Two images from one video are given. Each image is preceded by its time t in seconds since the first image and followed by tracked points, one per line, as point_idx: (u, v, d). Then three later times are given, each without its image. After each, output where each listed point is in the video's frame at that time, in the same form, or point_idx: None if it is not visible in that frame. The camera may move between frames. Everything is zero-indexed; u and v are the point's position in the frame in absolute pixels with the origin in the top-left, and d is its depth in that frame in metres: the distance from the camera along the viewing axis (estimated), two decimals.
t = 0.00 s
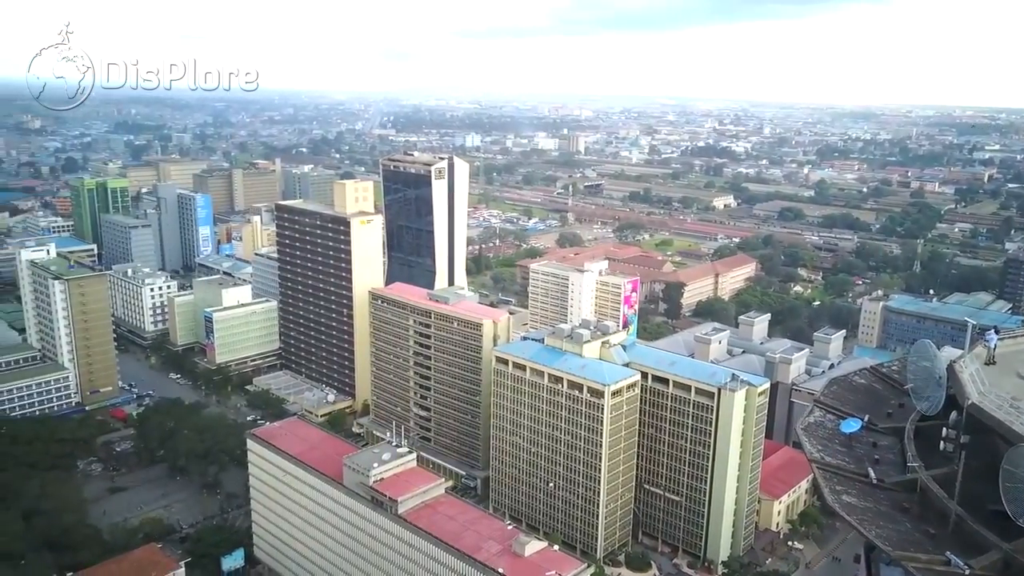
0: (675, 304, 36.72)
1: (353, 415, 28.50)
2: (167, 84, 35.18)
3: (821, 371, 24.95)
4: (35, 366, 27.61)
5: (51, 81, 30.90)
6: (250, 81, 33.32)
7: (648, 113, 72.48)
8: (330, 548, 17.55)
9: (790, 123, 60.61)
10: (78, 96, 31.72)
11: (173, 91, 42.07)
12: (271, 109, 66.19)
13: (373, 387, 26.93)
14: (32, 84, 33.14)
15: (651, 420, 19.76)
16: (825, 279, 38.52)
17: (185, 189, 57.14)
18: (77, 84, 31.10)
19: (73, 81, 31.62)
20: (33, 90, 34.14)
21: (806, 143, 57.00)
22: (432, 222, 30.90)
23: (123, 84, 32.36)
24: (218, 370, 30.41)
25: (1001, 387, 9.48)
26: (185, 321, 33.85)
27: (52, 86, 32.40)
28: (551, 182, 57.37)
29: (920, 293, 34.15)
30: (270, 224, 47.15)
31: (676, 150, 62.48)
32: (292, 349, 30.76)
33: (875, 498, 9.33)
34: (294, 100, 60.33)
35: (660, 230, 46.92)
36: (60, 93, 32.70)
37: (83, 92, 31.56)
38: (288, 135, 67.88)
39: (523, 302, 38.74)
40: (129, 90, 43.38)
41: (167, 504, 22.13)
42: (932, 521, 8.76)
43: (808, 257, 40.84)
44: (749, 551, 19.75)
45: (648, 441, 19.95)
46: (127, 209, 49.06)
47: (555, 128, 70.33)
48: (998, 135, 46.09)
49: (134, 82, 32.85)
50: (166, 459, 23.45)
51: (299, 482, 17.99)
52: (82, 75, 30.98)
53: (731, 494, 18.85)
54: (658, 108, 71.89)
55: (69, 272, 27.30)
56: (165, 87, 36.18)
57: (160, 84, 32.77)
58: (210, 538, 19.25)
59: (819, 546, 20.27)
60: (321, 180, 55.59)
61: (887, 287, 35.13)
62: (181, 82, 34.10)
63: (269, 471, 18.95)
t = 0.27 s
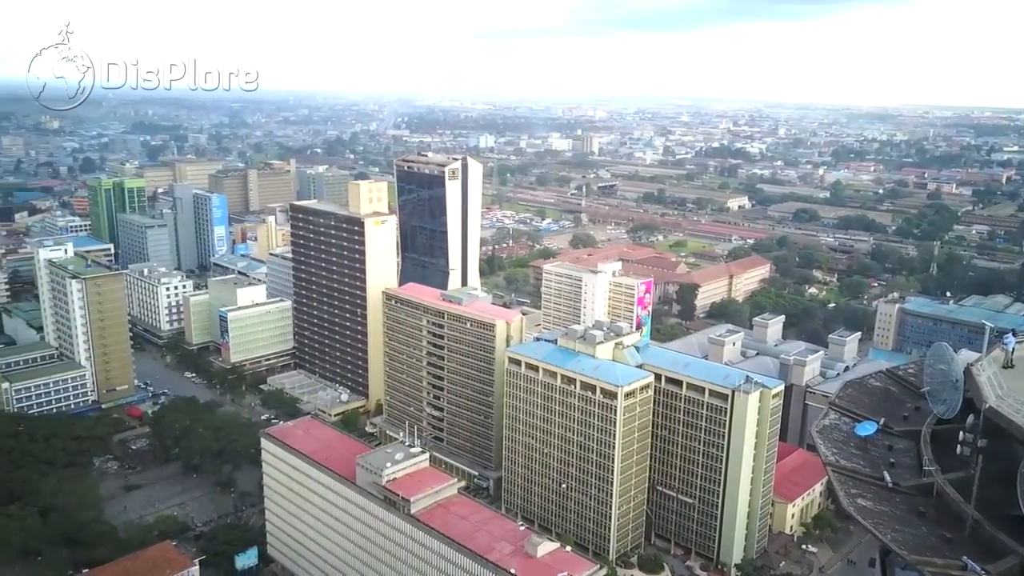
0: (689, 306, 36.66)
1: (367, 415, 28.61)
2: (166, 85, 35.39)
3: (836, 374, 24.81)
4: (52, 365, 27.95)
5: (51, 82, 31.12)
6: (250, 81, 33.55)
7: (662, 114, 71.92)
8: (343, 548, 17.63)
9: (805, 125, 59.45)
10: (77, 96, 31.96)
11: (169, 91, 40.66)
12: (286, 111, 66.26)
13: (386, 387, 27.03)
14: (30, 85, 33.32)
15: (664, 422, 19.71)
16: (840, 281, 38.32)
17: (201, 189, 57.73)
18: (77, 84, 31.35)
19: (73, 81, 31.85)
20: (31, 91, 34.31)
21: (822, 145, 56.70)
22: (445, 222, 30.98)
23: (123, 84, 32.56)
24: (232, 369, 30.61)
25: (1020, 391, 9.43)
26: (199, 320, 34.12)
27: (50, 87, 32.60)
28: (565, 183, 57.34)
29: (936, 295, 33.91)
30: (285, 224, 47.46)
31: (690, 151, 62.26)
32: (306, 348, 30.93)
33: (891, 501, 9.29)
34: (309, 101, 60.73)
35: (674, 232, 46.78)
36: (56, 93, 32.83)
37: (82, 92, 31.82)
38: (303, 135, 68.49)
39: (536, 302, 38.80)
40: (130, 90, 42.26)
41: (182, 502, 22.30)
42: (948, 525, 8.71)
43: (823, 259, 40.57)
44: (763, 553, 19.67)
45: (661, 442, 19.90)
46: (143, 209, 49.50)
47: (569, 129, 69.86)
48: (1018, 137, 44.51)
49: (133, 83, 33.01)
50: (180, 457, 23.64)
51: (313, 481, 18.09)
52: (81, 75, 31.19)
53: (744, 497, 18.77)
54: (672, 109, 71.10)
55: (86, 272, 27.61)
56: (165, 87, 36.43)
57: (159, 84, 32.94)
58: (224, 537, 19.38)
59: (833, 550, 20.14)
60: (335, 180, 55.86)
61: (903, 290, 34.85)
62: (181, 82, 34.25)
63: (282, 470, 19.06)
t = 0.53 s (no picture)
0: (705, 307, 36.57)
1: (382, 415, 28.75)
2: (166, 86, 35.77)
3: (853, 377, 24.62)
4: (72, 363, 28.32)
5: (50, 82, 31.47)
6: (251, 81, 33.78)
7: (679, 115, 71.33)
8: (358, 547, 17.72)
9: (823, 126, 57.56)
10: (77, 96, 32.17)
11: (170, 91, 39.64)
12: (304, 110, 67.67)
13: (401, 387, 27.13)
14: (31, 85, 33.70)
15: (680, 424, 19.65)
16: (858, 283, 38.03)
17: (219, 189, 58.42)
18: (77, 85, 31.71)
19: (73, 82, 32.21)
20: (32, 91, 34.68)
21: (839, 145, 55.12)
22: (461, 223, 31.05)
23: (123, 84, 32.87)
24: (249, 368, 30.85)
25: None
26: (217, 319, 34.42)
27: (51, 87, 32.95)
28: (581, 184, 57.26)
29: (955, 297, 33.53)
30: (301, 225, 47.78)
31: (707, 152, 61.91)
32: (322, 348, 31.11)
33: (909, 506, 9.23)
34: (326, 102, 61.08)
35: (690, 233, 46.60)
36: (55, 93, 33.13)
37: (82, 93, 32.17)
38: (321, 135, 69.08)
39: (551, 303, 38.83)
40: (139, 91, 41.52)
41: (199, 500, 22.52)
42: (968, 530, 8.65)
43: (841, 261, 40.25)
44: (778, 557, 19.55)
45: (676, 444, 19.84)
46: (162, 209, 50.01)
47: (585, 131, 68.19)
48: None
49: (134, 83, 33.34)
50: (198, 455, 23.87)
51: (328, 480, 18.21)
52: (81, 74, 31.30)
53: (760, 500, 18.67)
54: (689, 110, 70.12)
55: (105, 271, 27.95)
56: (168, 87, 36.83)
57: (160, 84, 33.25)
58: (240, 535, 19.55)
59: (850, 554, 19.99)
60: (352, 181, 56.12)
61: (921, 292, 34.50)
62: (182, 81, 34.54)
63: (298, 469, 19.20)
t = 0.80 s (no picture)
0: (721, 309, 36.46)
1: (397, 414, 28.85)
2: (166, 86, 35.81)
3: (871, 380, 24.42)
4: (91, 361, 28.68)
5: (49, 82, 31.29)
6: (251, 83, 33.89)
7: (697, 117, 70.63)
8: (373, 546, 17.81)
9: (841, 127, 56.32)
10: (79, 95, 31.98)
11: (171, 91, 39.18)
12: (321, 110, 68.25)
13: (416, 387, 27.22)
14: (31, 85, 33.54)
15: (695, 426, 19.59)
16: (876, 286, 37.74)
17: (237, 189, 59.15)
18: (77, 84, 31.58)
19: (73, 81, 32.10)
20: (32, 92, 34.55)
21: (858, 147, 53.97)
22: (476, 224, 31.12)
23: (123, 84, 32.86)
24: (265, 368, 31.08)
25: None
26: (234, 319, 34.69)
27: (51, 88, 32.84)
28: (597, 185, 57.15)
29: (975, 300, 33.14)
30: (318, 224, 48.08)
31: (724, 153, 61.47)
32: (338, 348, 31.29)
33: (927, 511, 9.16)
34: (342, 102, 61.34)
35: (706, 234, 46.41)
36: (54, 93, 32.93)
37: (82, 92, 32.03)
38: (338, 136, 69.54)
39: (567, 304, 38.85)
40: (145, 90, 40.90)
41: (215, 498, 22.74)
42: (988, 536, 8.57)
43: (859, 263, 39.93)
44: (794, 561, 19.43)
45: (691, 446, 19.77)
46: (180, 208, 50.51)
47: (601, 131, 67.50)
48: None
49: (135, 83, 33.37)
50: (215, 453, 24.10)
51: (344, 479, 18.31)
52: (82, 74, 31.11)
53: (776, 503, 18.56)
54: (706, 111, 69.27)
55: (125, 270, 28.30)
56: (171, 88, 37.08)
57: (160, 84, 33.30)
58: (256, 533, 19.71)
59: (867, 558, 19.83)
60: (368, 181, 56.35)
61: (940, 295, 34.16)
62: (183, 81, 34.55)
63: (313, 469, 19.32)
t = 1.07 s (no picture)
0: (735, 311, 36.36)
1: (410, 414, 28.94)
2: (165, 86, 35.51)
3: (886, 383, 24.25)
4: (107, 360, 28.96)
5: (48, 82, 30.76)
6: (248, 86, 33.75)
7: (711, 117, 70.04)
8: (385, 546, 17.89)
9: (858, 128, 55.49)
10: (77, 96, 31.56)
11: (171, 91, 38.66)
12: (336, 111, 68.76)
13: (429, 387, 27.30)
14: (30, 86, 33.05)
15: (708, 428, 19.54)
16: (891, 288, 37.47)
17: (251, 188, 60.05)
18: (76, 85, 31.11)
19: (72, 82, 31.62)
20: (31, 93, 34.06)
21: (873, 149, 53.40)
22: (490, 224, 31.16)
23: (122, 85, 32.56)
24: (279, 367, 31.27)
25: None
26: (248, 318, 34.92)
27: (49, 88, 32.35)
28: (611, 185, 56.99)
29: (992, 303, 32.81)
30: (332, 224, 48.33)
31: (738, 154, 61.01)
32: (352, 347, 31.44)
33: (943, 515, 9.12)
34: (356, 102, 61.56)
35: (721, 235, 46.23)
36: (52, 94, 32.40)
37: (81, 93, 31.51)
38: (352, 137, 69.89)
39: (579, 305, 38.87)
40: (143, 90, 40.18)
41: (229, 496, 22.92)
42: (1005, 542, 8.52)
43: (874, 265, 39.63)
44: (808, 564, 19.33)
45: (704, 448, 19.71)
46: (196, 208, 50.92)
47: (615, 132, 67.02)
48: None
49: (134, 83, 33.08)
50: (229, 452, 24.29)
51: (357, 479, 18.39)
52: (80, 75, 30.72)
53: (790, 506, 18.47)
54: (721, 111, 68.56)
55: (141, 270, 28.57)
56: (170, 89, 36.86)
57: (159, 84, 33.04)
58: (270, 531, 19.85)
59: (881, 563, 19.70)
60: (382, 182, 56.56)
61: (956, 298, 33.86)
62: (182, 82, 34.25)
63: (327, 468, 19.42)
